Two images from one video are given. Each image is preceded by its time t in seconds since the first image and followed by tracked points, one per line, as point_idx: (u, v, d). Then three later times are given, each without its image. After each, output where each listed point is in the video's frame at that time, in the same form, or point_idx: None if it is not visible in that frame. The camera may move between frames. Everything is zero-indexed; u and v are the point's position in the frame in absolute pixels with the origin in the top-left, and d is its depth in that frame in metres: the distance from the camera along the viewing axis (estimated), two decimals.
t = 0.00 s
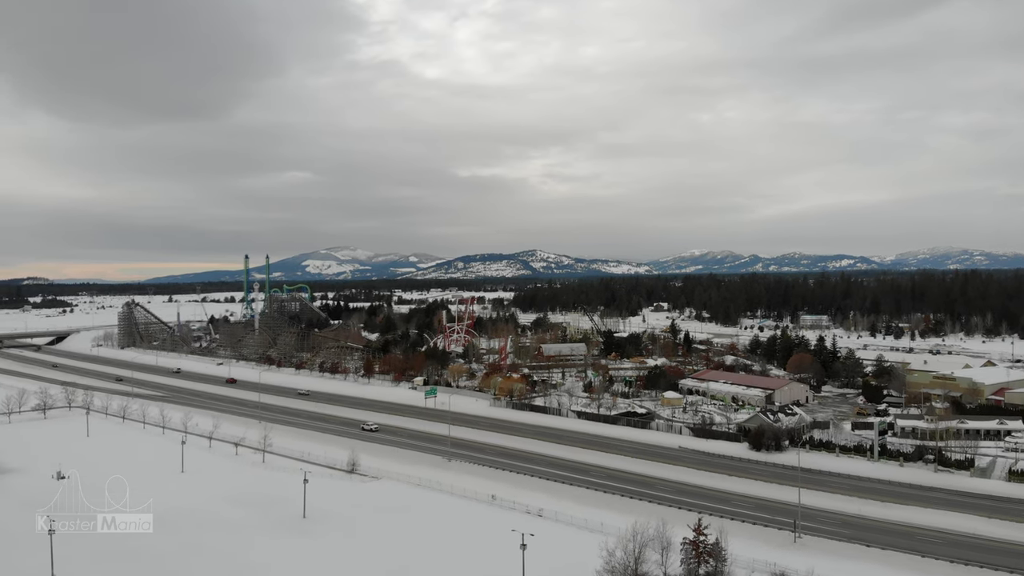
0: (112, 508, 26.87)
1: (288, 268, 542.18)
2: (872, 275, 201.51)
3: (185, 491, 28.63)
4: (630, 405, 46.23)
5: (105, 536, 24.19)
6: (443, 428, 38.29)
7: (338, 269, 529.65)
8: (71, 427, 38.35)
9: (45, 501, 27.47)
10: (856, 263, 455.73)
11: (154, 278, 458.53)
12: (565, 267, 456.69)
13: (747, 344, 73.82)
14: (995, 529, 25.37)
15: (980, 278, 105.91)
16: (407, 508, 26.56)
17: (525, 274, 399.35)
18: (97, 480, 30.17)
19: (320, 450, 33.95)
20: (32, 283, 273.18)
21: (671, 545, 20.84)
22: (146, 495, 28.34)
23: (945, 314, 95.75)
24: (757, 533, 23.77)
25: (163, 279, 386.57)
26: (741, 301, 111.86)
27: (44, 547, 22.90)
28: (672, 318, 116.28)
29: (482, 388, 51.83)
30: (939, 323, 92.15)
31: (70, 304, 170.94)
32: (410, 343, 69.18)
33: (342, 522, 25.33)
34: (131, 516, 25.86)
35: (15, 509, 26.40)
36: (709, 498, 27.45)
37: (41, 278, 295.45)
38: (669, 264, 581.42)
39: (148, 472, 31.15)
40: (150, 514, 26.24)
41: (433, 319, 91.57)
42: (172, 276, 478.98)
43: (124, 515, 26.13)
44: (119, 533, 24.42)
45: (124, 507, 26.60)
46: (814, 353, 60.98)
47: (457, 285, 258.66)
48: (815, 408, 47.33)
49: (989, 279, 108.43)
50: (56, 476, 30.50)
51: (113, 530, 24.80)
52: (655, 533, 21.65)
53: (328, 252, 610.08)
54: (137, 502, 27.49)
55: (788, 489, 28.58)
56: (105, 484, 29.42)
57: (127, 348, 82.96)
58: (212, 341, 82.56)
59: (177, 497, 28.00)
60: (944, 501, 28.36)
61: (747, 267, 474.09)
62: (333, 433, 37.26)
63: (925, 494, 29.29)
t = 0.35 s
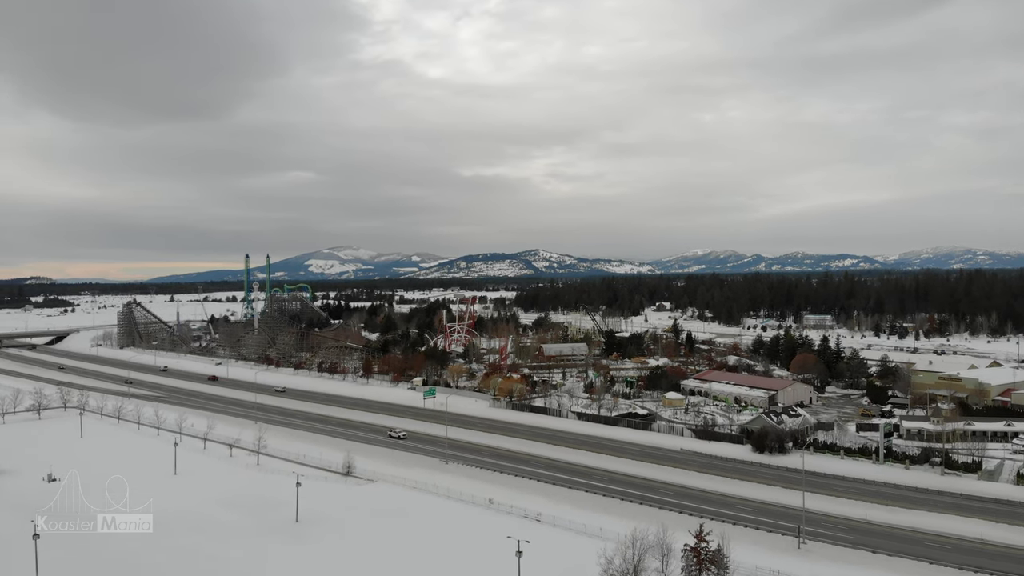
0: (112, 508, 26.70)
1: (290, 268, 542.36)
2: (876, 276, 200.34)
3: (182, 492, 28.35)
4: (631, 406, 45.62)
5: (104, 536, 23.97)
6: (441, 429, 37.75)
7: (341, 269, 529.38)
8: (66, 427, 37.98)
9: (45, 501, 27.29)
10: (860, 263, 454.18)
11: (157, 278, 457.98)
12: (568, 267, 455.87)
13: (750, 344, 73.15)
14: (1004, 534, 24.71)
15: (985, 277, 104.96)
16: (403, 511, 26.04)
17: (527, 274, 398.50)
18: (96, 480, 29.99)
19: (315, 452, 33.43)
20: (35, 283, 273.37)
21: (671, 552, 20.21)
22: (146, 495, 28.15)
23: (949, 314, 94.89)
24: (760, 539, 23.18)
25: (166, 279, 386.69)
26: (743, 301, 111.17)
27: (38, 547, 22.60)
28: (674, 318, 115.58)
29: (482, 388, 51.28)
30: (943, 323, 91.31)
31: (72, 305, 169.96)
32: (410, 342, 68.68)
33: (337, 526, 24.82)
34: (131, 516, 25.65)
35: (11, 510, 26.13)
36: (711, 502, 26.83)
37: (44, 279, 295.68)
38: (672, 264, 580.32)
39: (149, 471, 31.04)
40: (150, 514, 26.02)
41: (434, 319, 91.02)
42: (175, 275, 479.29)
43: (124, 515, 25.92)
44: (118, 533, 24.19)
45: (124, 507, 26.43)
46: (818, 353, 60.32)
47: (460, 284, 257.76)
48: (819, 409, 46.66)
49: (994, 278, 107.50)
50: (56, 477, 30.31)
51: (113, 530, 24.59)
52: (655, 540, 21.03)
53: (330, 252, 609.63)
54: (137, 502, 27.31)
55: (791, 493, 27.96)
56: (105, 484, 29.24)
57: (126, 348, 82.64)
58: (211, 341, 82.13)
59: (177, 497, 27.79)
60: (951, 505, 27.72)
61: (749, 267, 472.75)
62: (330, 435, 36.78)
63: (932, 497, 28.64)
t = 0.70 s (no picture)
0: (113, 508, 26.53)
1: (292, 268, 542.36)
2: (879, 276, 199.48)
3: (180, 493, 28.09)
4: (632, 407, 45.13)
5: (105, 536, 23.78)
6: (439, 430, 37.28)
7: (343, 269, 529.17)
8: (62, 428, 37.64)
9: (46, 501, 27.13)
10: (862, 262, 452.95)
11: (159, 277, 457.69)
12: (570, 266, 455.11)
13: (752, 344, 72.62)
14: (1012, 539, 24.12)
15: (989, 277, 104.25)
16: (399, 516, 25.55)
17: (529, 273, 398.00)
18: (96, 480, 29.82)
19: (311, 454, 33.02)
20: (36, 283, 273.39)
21: (671, 558, 19.67)
22: (146, 495, 27.96)
23: (953, 314, 94.25)
24: (762, 544, 22.66)
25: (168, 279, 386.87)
26: (746, 300, 110.57)
27: (33, 548, 22.31)
28: (676, 318, 115.07)
29: (481, 389, 50.78)
30: (947, 323, 90.65)
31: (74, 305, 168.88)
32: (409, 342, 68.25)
33: (331, 530, 24.37)
34: (132, 516, 25.46)
35: (7, 511, 25.87)
36: (712, 506, 26.33)
37: (46, 279, 295.71)
38: (674, 263, 579.38)
39: (150, 471, 30.88)
40: (151, 514, 25.83)
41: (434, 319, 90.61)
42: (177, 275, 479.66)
43: (124, 515, 25.73)
44: (118, 533, 24.00)
45: (124, 507, 26.24)
46: (821, 353, 59.72)
47: (461, 283, 257.03)
48: (823, 410, 46.05)
49: (998, 278, 106.73)
50: (54, 477, 30.11)
51: (114, 530, 24.40)
52: (654, 546, 20.50)
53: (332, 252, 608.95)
54: (137, 502, 27.13)
55: (794, 497, 27.44)
56: (104, 484, 29.07)
57: (125, 348, 82.47)
58: (210, 340, 81.82)
59: (177, 498, 27.57)
60: (958, 509, 27.12)
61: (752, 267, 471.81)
62: (327, 436, 36.37)
63: (937, 501, 28.08)
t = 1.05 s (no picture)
0: (112, 508, 26.27)
1: (295, 267, 542.07)
2: (883, 275, 198.23)
3: (181, 493, 27.83)
4: (632, 409, 44.58)
5: (104, 536, 23.53)
6: (436, 432, 36.70)
7: (345, 268, 528.84)
8: (57, 429, 37.23)
9: (46, 501, 26.88)
10: (865, 262, 451.50)
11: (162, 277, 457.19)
12: (572, 266, 454.23)
13: (755, 344, 71.99)
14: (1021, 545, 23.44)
15: (993, 276, 103.43)
16: (394, 519, 25.06)
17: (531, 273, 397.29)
18: (96, 480, 29.58)
19: (306, 456, 32.53)
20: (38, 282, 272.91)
21: (671, 566, 19.07)
22: (146, 495, 27.72)
23: (956, 314, 93.51)
24: (764, 551, 22.07)
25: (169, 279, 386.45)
26: (748, 300, 109.93)
27: (29, 549, 22.02)
28: (678, 318, 114.40)
29: (480, 389, 50.23)
30: (951, 323, 89.87)
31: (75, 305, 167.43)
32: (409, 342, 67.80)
33: (325, 534, 23.89)
34: (131, 516, 25.19)
35: (6, 511, 25.61)
36: (714, 510, 25.75)
37: (48, 278, 295.45)
38: (676, 263, 578.23)
39: (150, 471, 30.69)
40: (150, 514, 25.60)
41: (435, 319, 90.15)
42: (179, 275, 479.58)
43: (124, 515, 25.49)
44: (117, 533, 23.77)
45: (124, 507, 26.00)
46: (824, 353, 59.05)
47: (463, 283, 255.95)
48: (826, 412, 45.42)
49: (1003, 278, 105.89)
50: (54, 477, 29.89)
51: (113, 530, 24.14)
52: (653, 552, 19.90)
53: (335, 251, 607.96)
54: (137, 502, 26.88)
55: (797, 501, 26.84)
56: (104, 484, 28.82)
57: (124, 348, 82.30)
58: (209, 340, 81.44)
59: (178, 498, 27.33)
60: (966, 514, 26.47)
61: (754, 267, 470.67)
62: (323, 438, 35.87)
63: (943, 505, 27.42)
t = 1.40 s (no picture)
0: (112, 508, 26.07)
1: (296, 267, 542.05)
2: (886, 276, 197.08)
3: (177, 494, 27.52)
4: (632, 410, 44.01)
5: (105, 536, 23.33)
6: (433, 434, 36.17)
7: (347, 268, 529.02)
8: (52, 429, 36.89)
9: (46, 501, 26.68)
10: (867, 262, 450.73)
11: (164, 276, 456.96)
12: (574, 266, 453.72)
13: (757, 344, 71.50)
14: None
15: (996, 276, 102.80)
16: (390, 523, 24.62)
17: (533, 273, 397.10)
18: (96, 480, 29.38)
19: (301, 458, 32.05)
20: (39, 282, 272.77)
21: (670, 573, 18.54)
22: (146, 495, 27.53)
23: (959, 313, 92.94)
24: (766, 557, 21.57)
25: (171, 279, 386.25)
26: (750, 300, 109.44)
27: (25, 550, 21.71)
28: (680, 317, 113.89)
29: (479, 390, 49.70)
30: (954, 323, 89.26)
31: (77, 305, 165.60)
32: (408, 342, 67.40)
33: (319, 538, 23.45)
34: (131, 516, 25.00)
35: (5, 510, 25.40)
36: (715, 514, 25.24)
37: (50, 278, 294.99)
38: (678, 263, 577.44)
39: (152, 470, 30.52)
40: (150, 514, 25.41)
41: (435, 319, 89.77)
42: (181, 275, 479.69)
43: (124, 515, 25.30)
44: (118, 533, 23.61)
45: (124, 507, 25.81)
46: (827, 353, 58.50)
47: (464, 283, 255.30)
48: (828, 413, 44.88)
49: (1006, 277, 105.25)
50: (54, 477, 29.71)
51: (113, 530, 23.95)
52: (652, 559, 19.38)
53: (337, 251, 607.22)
54: (137, 502, 26.68)
55: (799, 505, 26.30)
56: (104, 484, 28.63)
57: (122, 347, 82.03)
58: (207, 340, 81.12)
59: (179, 498, 27.15)
60: (972, 519, 25.93)
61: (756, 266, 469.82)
62: (318, 439, 35.40)
63: (948, 509, 26.87)
